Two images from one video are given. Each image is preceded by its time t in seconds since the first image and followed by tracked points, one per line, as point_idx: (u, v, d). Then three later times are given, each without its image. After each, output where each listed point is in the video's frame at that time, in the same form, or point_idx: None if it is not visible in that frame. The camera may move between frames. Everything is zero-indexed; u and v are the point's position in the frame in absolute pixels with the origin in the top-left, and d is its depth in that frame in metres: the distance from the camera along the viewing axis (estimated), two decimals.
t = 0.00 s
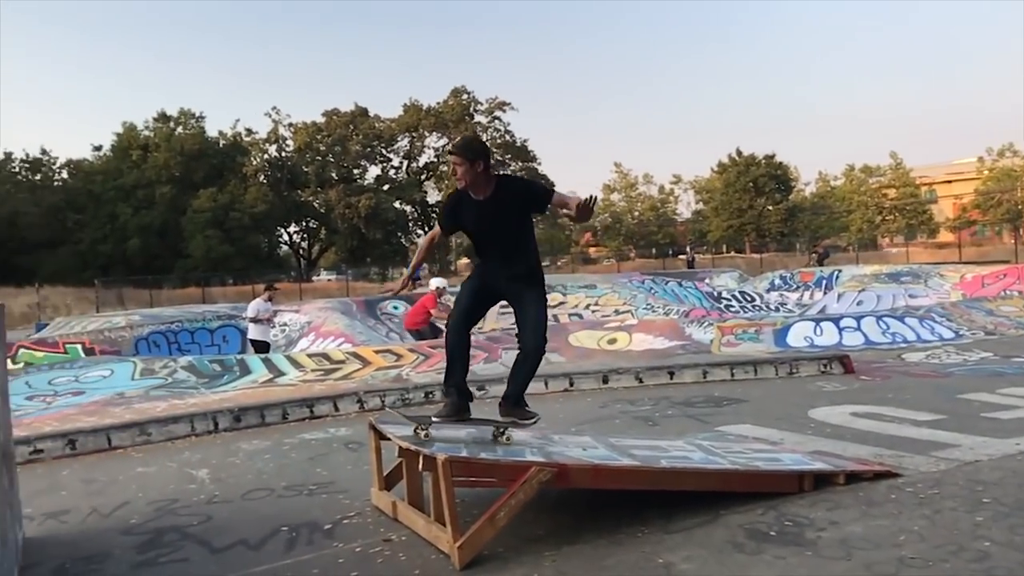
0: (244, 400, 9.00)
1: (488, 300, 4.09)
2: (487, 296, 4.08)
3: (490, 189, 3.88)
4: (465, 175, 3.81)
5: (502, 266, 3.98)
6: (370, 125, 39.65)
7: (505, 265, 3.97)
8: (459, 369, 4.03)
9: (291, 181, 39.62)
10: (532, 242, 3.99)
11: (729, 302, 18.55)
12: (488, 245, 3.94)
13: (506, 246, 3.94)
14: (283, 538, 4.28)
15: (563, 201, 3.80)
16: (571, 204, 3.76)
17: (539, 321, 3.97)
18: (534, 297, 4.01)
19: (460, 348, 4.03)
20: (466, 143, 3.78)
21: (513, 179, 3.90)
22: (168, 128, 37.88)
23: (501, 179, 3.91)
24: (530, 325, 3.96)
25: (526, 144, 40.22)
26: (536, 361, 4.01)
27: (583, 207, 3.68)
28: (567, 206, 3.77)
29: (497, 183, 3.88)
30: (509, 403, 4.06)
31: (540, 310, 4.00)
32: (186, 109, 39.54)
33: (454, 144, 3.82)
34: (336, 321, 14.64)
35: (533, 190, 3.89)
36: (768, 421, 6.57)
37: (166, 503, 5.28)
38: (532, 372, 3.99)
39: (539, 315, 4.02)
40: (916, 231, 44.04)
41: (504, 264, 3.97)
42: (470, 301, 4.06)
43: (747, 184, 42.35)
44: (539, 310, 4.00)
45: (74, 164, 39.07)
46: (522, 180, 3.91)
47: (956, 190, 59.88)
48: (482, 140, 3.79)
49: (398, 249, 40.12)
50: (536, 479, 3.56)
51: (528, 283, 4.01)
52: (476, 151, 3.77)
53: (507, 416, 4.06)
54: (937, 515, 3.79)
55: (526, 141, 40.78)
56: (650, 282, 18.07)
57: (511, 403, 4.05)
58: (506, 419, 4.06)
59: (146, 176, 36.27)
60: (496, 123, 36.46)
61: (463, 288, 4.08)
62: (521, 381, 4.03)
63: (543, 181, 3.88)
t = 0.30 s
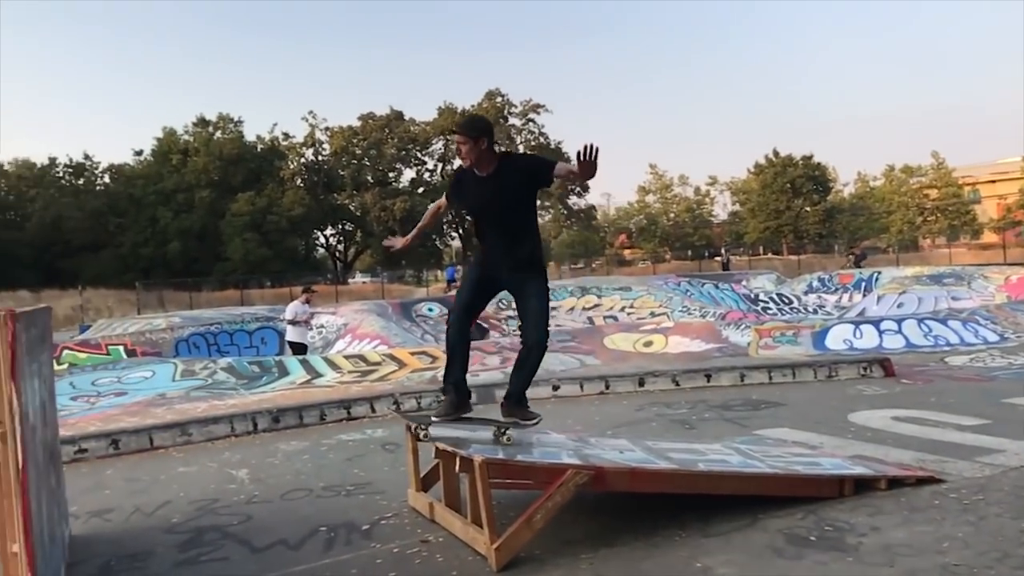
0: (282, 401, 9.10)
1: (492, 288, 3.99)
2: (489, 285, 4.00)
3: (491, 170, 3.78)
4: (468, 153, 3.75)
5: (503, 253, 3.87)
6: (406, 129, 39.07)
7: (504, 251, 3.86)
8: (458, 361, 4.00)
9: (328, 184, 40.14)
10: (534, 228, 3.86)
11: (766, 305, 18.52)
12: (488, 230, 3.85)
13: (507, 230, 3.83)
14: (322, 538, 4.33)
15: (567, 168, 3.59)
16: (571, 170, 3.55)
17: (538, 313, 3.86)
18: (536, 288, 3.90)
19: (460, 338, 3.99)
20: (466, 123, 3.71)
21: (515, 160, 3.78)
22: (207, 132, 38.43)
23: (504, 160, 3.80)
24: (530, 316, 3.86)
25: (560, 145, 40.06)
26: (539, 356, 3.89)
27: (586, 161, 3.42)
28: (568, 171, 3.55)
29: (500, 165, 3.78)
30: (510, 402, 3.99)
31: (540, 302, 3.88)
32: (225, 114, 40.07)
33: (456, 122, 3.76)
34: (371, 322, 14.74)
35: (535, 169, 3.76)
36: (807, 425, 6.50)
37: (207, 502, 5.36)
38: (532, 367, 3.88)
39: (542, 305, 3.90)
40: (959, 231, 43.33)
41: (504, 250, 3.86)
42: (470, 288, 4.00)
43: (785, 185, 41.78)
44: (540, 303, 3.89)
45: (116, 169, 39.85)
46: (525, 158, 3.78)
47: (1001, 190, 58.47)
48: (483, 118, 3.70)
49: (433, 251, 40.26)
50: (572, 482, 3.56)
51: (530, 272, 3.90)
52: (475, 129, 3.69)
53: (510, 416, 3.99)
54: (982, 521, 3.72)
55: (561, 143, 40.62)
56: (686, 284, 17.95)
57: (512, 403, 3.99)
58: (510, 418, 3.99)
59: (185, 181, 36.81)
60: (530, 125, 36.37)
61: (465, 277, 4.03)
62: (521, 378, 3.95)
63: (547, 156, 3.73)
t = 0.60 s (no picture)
0: (318, 402, 9.18)
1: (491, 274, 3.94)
2: (489, 270, 3.96)
3: (494, 148, 3.75)
4: (470, 131, 3.71)
5: (503, 237, 3.83)
6: (440, 131, 39.25)
7: (505, 234, 3.82)
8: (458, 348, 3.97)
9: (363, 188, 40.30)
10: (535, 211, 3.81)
11: (803, 307, 18.10)
12: (490, 211, 3.82)
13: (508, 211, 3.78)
14: (359, 539, 4.36)
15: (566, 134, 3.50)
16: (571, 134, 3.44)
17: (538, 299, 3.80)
18: (537, 275, 3.84)
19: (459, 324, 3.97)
20: (468, 100, 3.67)
21: (518, 140, 3.74)
22: (244, 136, 38.96)
23: (507, 139, 3.76)
24: (530, 302, 3.80)
25: (594, 147, 40.02)
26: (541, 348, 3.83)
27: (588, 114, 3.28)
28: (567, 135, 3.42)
29: (502, 144, 3.75)
30: (519, 398, 3.95)
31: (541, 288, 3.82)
32: (261, 118, 40.56)
33: (459, 100, 3.73)
34: (406, 324, 14.80)
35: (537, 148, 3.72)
36: (847, 429, 6.42)
37: (246, 502, 5.43)
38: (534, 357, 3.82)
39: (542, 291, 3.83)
40: (1002, 232, 42.46)
41: (505, 233, 3.82)
42: (470, 272, 3.96)
43: (822, 186, 41.32)
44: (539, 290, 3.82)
45: (155, 173, 40.57)
46: (527, 137, 3.74)
47: None
48: (487, 97, 3.67)
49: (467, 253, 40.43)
50: (609, 484, 3.56)
51: (531, 257, 3.85)
52: (478, 106, 3.66)
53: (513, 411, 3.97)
54: None
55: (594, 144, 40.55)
56: (722, 286, 17.80)
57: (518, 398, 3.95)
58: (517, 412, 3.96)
59: (223, 184, 37.30)
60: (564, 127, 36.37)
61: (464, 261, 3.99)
62: (524, 369, 3.89)
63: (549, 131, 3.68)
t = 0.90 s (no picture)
0: (353, 404, 9.25)
1: (490, 261, 3.79)
2: (487, 258, 3.80)
3: (494, 131, 3.60)
4: (469, 116, 3.57)
5: (500, 223, 3.67)
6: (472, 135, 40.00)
7: (502, 220, 3.65)
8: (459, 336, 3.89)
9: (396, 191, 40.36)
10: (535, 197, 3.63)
11: (840, 310, 17.94)
12: (488, 196, 3.66)
13: (507, 197, 3.61)
14: (395, 540, 4.39)
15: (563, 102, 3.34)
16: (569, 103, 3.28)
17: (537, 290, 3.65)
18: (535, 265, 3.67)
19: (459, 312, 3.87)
20: (467, 83, 3.53)
21: (518, 122, 3.57)
22: (279, 140, 39.41)
23: (506, 121, 3.59)
24: (528, 292, 3.65)
25: (627, 149, 39.89)
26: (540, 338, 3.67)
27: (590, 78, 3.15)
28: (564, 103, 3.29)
29: (502, 128, 3.59)
30: (530, 401, 3.81)
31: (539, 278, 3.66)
32: (297, 122, 40.99)
33: (458, 84, 3.58)
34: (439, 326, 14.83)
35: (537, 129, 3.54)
36: (886, 434, 6.33)
37: (283, 502, 5.49)
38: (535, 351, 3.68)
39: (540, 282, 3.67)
40: None
41: (503, 220, 3.66)
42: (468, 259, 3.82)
43: (859, 187, 40.81)
44: (538, 279, 3.66)
45: (193, 178, 41.22)
46: (526, 120, 3.57)
47: None
48: (486, 79, 3.52)
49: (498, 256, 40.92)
50: (645, 488, 3.55)
51: (530, 247, 3.67)
52: (477, 90, 3.51)
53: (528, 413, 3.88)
54: None
55: (628, 146, 40.43)
56: (758, 289, 17.60)
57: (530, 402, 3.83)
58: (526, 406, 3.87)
59: (259, 187, 37.76)
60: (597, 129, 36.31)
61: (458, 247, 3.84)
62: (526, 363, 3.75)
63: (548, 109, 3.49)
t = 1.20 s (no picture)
0: (391, 405, 9.32)
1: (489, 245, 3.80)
2: (484, 240, 3.80)
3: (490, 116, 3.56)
4: (467, 103, 3.52)
5: (500, 208, 3.66)
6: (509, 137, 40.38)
7: (503, 204, 3.64)
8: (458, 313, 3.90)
9: (432, 193, 39.82)
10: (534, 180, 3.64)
11: (882, 313, 17.61)
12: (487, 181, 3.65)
13: (507, 182, 3.61)
14: (434, 541, 4.42)
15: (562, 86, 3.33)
16: (569, 87, 3.26)
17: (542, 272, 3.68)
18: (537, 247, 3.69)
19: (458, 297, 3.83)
20: (464, 70, 3.48)
21: (514, 105, 3.54)
22: (318, 144, 39.81)
23: (503, 107, 3.56)
24: (533, 275, 3.68)
25: (665, 151, 39.66)
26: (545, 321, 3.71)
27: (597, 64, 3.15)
28: (565, 86, 3.27)
29: (499, 113, 3.55)
30: (542, 390, 3.82)
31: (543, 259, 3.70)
32: (335, 125, 41.43)
33: (453, 71, 3.53)
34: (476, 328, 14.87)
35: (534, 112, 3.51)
36: (931, 439, 6.22)
37: (324, 502, 5.55)
38: (542, 335, 3.70)
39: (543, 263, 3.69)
40: None
41: (503, 204, 3.65)
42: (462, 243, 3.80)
43: (902, 188, 40.22)
44: (540, 262, 3.69)
45: (234, 182, 41.83)
46: (523, 104, 3.54)
47: None
48: (482, 65, 3.48)
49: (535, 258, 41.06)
50: (685, 491, 3.53)
51: (529, 230, 3.69)
52: (475, 76, 3.47)
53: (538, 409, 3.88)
54: None
55: (666, 148, 40.23)
56: (799, 292, 17.33)
57: (543, 396, 3.82)
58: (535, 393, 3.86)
59: (299, 191, 38.14)
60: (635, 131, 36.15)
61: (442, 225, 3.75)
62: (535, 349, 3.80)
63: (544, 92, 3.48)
